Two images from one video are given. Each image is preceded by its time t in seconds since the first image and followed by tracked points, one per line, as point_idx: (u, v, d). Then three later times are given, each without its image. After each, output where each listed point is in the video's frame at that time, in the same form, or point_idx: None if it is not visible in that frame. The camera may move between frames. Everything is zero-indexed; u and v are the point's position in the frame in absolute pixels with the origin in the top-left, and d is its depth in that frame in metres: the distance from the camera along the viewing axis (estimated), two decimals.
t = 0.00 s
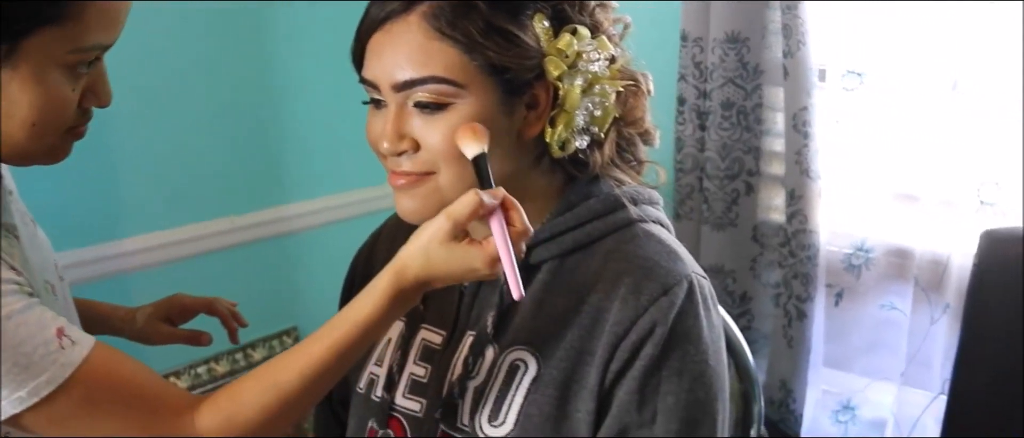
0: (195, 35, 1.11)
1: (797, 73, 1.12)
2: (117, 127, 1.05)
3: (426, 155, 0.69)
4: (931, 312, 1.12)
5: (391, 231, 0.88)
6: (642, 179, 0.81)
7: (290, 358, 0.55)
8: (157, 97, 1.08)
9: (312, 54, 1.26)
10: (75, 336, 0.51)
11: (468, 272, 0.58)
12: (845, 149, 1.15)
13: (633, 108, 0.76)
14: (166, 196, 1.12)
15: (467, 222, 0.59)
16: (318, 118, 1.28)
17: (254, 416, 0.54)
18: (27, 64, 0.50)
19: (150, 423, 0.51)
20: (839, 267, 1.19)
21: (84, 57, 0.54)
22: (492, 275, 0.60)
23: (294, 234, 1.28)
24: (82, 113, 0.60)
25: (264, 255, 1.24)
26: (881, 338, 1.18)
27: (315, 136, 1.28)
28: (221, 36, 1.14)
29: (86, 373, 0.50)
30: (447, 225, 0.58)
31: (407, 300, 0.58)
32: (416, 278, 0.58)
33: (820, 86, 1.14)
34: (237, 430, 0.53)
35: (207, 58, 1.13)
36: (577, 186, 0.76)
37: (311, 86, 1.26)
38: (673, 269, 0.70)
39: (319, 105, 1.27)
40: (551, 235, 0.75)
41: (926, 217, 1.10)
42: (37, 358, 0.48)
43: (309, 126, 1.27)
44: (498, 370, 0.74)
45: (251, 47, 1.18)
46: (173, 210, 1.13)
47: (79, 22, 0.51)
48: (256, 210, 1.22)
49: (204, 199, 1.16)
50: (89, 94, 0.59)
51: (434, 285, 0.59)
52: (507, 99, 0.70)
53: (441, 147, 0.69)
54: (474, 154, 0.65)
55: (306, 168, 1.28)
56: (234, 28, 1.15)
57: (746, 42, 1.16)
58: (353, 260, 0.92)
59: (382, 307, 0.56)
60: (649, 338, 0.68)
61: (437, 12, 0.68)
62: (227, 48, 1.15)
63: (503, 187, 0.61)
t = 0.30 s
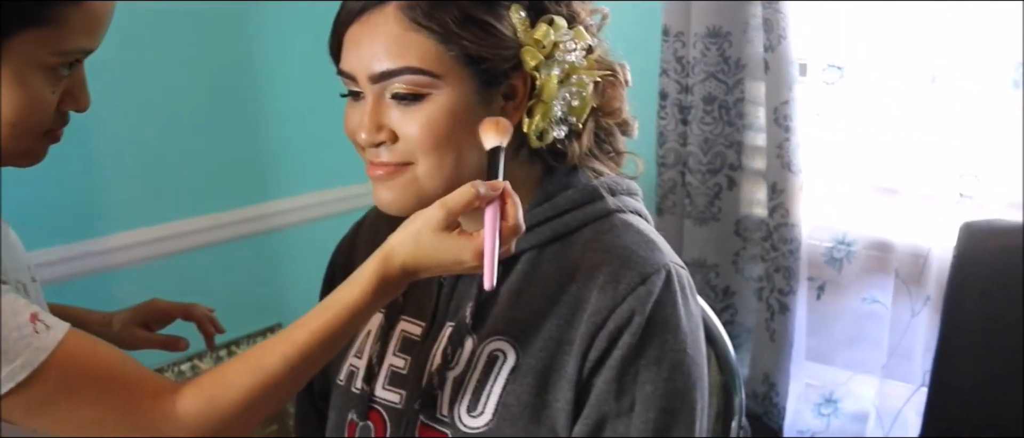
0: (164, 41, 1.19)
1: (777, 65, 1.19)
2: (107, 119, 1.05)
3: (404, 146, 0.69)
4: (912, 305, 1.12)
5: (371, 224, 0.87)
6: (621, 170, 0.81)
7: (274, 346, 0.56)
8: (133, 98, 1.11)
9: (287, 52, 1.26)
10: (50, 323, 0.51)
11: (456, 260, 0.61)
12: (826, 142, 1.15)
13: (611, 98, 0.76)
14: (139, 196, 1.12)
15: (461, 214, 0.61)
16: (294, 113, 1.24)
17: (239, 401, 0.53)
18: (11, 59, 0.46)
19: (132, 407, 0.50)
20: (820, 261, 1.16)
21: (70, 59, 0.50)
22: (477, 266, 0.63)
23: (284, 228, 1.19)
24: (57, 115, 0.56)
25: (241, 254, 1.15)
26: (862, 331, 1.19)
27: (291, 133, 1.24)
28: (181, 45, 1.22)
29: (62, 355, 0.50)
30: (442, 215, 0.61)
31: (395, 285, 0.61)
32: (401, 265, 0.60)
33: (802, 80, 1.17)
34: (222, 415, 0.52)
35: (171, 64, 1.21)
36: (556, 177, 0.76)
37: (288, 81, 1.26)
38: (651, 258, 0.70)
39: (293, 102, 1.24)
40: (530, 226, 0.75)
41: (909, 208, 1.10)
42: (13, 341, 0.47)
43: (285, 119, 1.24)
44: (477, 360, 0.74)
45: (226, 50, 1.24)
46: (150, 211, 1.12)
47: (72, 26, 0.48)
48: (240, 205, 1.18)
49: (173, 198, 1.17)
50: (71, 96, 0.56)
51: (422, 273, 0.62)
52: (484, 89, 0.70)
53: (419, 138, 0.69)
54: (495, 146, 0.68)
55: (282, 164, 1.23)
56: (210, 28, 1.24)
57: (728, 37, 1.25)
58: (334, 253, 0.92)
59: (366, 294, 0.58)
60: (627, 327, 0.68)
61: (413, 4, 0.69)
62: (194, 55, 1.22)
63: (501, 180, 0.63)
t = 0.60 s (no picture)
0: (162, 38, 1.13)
1: (757, 61, 1.13)
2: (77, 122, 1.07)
3: (379, 137, 0.69)
4: (892, 297, 1.15)
5: (350, 218, 0.87)
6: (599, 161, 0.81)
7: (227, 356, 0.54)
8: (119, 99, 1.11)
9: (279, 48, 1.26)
10: (14, 319, 0.48)
11: (410, 269, 0.59)
12: (807, 135, 1.17)
13: (587, 89, 0.77)
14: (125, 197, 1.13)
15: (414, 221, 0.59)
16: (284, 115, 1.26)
17: (193, 412, 0.52)
18: None
19: (88, 412, 0.49)
20: (801, 255, 1.20)
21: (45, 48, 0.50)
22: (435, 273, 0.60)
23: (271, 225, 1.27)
24: (32, 104, 0.55)
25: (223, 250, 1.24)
26: (844, 324, 1.21)
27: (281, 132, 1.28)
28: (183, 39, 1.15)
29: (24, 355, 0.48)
30: (394, 222, 0.58)
31: (349, 294, 0.58)
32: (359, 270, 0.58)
33: (781, 75, 1.15)
34: (175, 427, 0.52)
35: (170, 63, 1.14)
36: (533, 169, 0.76)
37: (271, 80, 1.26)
38: (627, 248, 0.71)
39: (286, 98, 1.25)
40: (506, 218, 0.75)
41: (885, 203, 1.13)
42: None
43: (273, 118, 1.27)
44: (454, 352, 0.74)
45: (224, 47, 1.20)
46: (132, 209, 1.14)
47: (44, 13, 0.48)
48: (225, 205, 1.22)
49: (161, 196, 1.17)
50: (49, 87, 0.56)
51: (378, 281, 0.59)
52: (460, 80, 0.70)
53: (394, 129, 0.69)
54: (432, 148, 0.65)
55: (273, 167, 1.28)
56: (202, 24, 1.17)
57: (709, 32, 1.17)
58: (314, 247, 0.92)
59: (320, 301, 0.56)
60: (604, 318, 0.69)
61: None
62: (189, 51, 1.16)
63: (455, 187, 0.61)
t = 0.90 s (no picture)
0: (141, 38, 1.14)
1: (738, 55, 1.13)
2: (58, 120, 1.07)
3: (356, 129, 0.69)
4: (873, 290, 1.15)
5: (328, 213, 0.87)
6: (575, 153, 0.81)
7: (156, 386, 0.57)
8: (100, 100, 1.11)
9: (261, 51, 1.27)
10: None
11: (340, 325, 0.60)
12: (786, 128, 1.18)
13: (563, 80, 0.76)
14: (106, 197, 1.14)
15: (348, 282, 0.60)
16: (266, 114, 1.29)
17: None
18: None
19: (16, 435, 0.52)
20: (782, 248, 1.23)
21: (15, 34, 0.50)
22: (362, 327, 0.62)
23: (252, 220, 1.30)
24: (4, 92, 0.55)
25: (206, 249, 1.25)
26: (826, 315, 1.22)
27: (266, 132, 1.30)
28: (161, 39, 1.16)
29: None
30: (327, 280, 0.59)
31: (276, 338, 0.60)
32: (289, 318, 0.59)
33: (762, 70, 1.18)
34: None
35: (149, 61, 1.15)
36: (509, 160, 0.76)
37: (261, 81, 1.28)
38: (604, 239, 0.71)
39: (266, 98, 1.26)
40: (484, 209, 0.75)
41: (865, 196, 1.13)
42: None
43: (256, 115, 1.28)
44: (432, 343, 0.74)
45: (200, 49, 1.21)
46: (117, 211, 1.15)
47: None
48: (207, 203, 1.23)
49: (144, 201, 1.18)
50: (21, 75, 0.56)
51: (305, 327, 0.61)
52: (434, 72, 0.70)
53: (370, 121, 0.69)
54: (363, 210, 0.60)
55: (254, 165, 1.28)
56: (195, 28, 1.20)
57: (689, 27, 1.17)
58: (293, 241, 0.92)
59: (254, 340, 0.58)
60: (580, 308, 0.69)
61: None
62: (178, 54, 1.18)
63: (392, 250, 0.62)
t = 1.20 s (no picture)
0: (123, 34, 1.19)
1: (718, 49, 1.14)
2: (51, 101, 1.10)
3: (334, 121, 0.69)
4: (854, 283, 1.17)
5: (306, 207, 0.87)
6: (553, 144, 0.82)
7: (90, 408, 0.49)
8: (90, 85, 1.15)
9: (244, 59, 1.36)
10: None
11: (268, 363, 0.57)
12: (768, 122, 1.19)
13: (540, 70, 0.76)
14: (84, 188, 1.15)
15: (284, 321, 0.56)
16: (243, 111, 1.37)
17: None
18: None
19: None
20: (764, 242, 1.24)
21: None
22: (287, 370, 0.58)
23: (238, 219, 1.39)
24: None
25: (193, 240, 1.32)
26: (809, 310, 1.24)
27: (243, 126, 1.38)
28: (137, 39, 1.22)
29: None
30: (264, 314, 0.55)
31: (201, 374, 0.54)
32: (217, 357, 0.54)
33: (742, 64, 1.18)
34: None
35: (132, 55, 1.21)
36: (487, 151, 0.76)
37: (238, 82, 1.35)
38: (581, 229, 0.71)
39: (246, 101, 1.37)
40: (462, 201, 0.75)
41: (847, 188, 1.15)
42: None
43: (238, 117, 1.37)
44: (411, 335, 0.74)
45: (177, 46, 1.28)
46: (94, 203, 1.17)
47: None
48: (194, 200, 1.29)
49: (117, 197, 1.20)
50: None
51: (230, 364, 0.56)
52: (411, 62, 0.70)
53: (348, 112, 0.69)
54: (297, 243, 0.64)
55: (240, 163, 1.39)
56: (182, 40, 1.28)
57: (670, 21, 1.17)
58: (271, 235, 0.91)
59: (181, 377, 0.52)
60: (558, 298, 0.69)
61: None
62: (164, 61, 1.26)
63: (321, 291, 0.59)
